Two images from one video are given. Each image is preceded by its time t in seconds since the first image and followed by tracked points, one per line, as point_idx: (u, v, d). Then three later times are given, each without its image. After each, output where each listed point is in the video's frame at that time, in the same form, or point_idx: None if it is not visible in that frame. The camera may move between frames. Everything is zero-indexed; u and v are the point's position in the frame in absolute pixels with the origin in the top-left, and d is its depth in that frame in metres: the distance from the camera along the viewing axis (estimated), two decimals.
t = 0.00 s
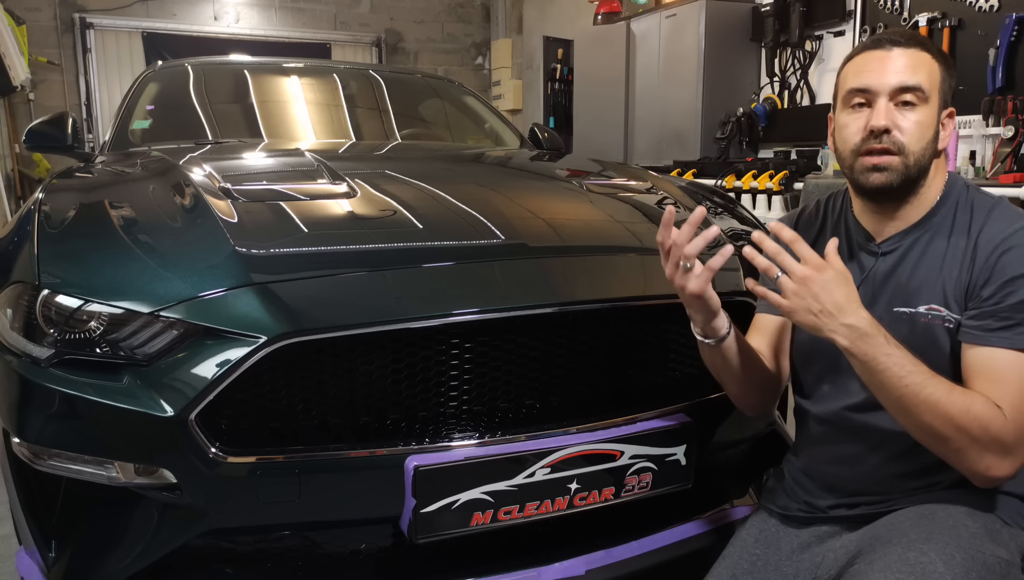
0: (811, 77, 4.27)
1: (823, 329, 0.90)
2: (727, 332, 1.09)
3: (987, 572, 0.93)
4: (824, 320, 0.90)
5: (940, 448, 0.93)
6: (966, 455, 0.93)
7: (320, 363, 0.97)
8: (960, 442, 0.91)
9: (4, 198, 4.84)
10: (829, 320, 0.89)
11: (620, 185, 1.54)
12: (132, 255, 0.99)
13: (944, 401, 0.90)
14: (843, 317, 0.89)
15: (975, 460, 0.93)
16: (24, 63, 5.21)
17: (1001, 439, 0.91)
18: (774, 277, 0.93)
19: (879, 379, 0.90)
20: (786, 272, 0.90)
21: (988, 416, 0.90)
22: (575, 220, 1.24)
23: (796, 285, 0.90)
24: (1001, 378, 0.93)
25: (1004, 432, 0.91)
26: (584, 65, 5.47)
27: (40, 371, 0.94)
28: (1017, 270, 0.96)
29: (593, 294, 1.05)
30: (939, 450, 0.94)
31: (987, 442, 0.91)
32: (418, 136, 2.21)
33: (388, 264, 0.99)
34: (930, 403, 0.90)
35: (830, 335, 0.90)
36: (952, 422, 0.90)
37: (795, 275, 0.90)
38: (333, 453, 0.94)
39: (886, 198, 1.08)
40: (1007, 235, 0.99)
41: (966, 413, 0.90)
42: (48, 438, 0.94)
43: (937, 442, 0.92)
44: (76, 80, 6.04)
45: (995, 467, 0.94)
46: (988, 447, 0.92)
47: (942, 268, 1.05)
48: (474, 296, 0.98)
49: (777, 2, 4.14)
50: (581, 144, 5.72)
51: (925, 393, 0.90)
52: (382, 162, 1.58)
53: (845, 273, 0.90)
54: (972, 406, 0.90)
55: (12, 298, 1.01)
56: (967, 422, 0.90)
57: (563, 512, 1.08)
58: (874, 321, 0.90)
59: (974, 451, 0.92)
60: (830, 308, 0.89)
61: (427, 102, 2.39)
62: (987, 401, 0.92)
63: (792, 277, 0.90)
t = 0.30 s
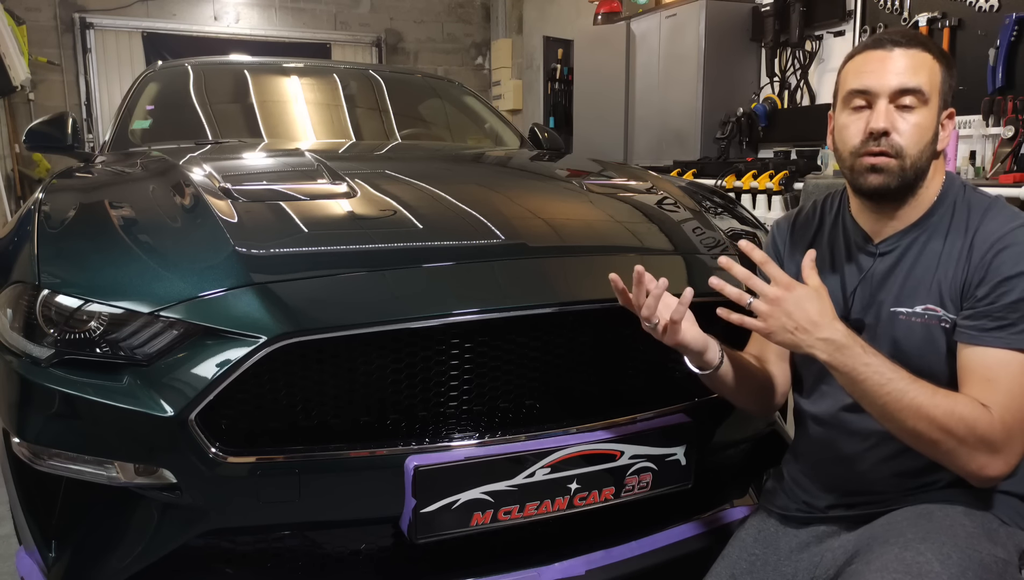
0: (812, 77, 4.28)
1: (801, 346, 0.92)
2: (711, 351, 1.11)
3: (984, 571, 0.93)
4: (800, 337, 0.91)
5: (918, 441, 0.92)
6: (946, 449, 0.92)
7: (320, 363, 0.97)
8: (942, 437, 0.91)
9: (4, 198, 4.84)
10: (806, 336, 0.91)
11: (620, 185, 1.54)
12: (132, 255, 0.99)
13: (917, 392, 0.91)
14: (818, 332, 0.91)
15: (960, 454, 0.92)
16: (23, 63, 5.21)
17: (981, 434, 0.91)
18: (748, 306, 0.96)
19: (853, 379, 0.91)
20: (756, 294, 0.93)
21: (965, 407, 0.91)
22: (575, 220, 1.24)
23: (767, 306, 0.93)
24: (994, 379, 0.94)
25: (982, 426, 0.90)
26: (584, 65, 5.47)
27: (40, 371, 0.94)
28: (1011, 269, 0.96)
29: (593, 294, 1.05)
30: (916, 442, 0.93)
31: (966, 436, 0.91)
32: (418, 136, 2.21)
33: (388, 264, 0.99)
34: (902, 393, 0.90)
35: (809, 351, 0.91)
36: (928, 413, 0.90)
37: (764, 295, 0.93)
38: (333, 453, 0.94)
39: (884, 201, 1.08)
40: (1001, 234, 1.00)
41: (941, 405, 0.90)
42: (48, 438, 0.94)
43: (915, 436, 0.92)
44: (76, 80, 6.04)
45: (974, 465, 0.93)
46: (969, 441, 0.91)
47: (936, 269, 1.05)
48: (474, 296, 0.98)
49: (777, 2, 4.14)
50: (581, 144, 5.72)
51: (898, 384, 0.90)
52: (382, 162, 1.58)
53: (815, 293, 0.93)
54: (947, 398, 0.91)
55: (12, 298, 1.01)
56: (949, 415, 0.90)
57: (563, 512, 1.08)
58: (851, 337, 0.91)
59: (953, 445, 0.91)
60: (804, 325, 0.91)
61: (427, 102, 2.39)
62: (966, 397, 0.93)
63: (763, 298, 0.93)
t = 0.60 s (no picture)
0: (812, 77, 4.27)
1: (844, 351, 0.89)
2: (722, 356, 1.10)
3: (983, 570, 0.93)
4: (845, 343, 0.88)
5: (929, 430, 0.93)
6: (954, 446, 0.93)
7: (320, 363, 0.97)
8: (952, 436, 0.92)
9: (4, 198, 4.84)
10: (851, 344, 0.88)
11: (620, 185, 1.54)
12: (132, 255, 0.99)
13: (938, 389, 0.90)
14: (866, 341, 0.87)
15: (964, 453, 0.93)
16: (23, 63, 5.21)
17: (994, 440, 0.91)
18: (799, 302, 0.89)
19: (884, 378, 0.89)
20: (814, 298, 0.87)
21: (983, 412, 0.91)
22: (575, 220, 1.24)
23: (824, 312, 0.87)
24: (1007, 381, 0.95)
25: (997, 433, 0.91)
26: (584, 65, 5.47)
27: (40, 371, 0.94)
28: (1015, 270, 0.96)
29: (593, 294, 1.05)
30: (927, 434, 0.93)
31: (977, 439, 0.91)
32: (418, 136, 2.21)
33: (388, 264, 0.99)
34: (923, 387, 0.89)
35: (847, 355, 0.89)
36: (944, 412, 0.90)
37: (823, 301, 0.86)
38: (333, 453, 0.94)
39: (877, 204, 1.08)
40: (1000, 235, 1.00)
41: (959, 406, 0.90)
42: (48, 438, 0.94)
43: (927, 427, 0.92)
44: (76, 80, 6.04)
45: (976, 465, 0.95)
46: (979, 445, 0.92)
47: (937, 271, 1.05)
48: (473, 296, 0.98)
49: (777, 2, 4.14)
50: (581, 144, 5.72)
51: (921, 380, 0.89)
52: (382, 162, 1.58)
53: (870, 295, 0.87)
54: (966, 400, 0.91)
55: (12, 298, 1.01)
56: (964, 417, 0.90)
57: (562, 512, 1.08)
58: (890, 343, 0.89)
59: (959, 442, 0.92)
60: (855, 333, 0.87)
61: (427, 102, 2.39)
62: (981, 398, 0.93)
63: (819, 302, 0.87)
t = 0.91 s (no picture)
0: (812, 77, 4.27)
1: (866, 386, 0.89)
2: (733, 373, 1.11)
3: (982, 566, 0.94)
4: (869, 381, 0.88)
5: (933, 442, 0.94)
6: (957, 455, 0.94)
7: (320, 363, 0.97)
8: (958, 447, 0.93)
9: (4, 198, 4.84)
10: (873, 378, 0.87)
11: (620, 185, 1.54)
12: (132, 255, 0.99)
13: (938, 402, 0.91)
14: (886, 373, 0.87)
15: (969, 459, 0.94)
16: (23, 63, 5.21)
17: (996, 446, 0.92)
18: (822, 356, 0.87)
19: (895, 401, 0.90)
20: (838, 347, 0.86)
21: (984, 420, 0.91)
22: (575, 220, 1.24)
23: (850, 361, 0.86)
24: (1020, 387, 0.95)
25: (1000, 438, 0.91)
26: (584, 65, 5.47)
27: (40, 371, 0.94)
28: None
29: (594, 294, 1.05)
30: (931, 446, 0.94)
31: (995, 452, 0.92)
32: (418, 136, 2.21)
33: (388, 264, 0.99)
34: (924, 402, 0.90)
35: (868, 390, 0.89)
36: (944, 423, 0.91)
37: (847, 351, 0.85)
38: (333, 453, 0.94)
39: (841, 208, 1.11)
40: (1009, 239, 0.99)
41: (960, 416, 0.91)
42: (47, 438, 0.94)
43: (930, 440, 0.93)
44: (76, 80, 6.04)
45: (982, 470, 0.96)
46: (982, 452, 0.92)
47: (943, 272, 1.05)
48: (473, 295, 0.98)
49: (777, 2, 4.14)
50: (581, 144, 5.72)
51: (924, 396, 0.90)
52: (382, 162, 1.58)
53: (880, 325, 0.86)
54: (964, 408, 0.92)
55: (12, 298, 1.01)
56: (966, 427, 0.91)
57: (563, 512, 1.08)
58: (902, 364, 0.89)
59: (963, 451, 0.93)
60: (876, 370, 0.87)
61: (427, 102, 2.39)
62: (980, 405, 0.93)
63: (844, 353, 0.86)
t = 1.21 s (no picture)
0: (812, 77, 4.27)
1: (882, 350, 0.86)
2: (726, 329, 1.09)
3: (981, 568, 0.94)
4: (884, 345, 0.85)
5: (938, 422, 0.92)
6: (958, 442, 0.93)
7: (320, 363, 0.97)
8: (969, 434, 0.91)
9: (4, 198, 4.84)
10: (890, 342, 0.85)
11: (620, 185, 1.54)
12: (132, 255, 0.99)
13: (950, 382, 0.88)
14: (904, 339, 0.85)
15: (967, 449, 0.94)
16: (23, 63, 5.21)
17: (997, 437, 0.91)
18: (827, 310, 0.86)
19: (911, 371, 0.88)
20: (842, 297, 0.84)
21: (996, 408, 0.90)
22: (575, 220, 1.24)
23: (858, 314, 0.84)
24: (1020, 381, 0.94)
25: (1001, 430, 0.91)
26: (583, 65, 5.47)
27: (40, 371, 0.94)
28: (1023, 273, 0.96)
29: (594, 294, 1.05)
30: (936, 427, 0.93)
31: (1002, 443, 0.92)
32: (418, 136, 2.21)
33: (388, 264, 0.99)
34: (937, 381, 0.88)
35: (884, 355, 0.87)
36: (952, 406, 0.90)
37: (855, 304, 0.83)
38: (333, 453, 0.94)
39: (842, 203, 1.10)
40: (1007, 237, 0.99)
41: (968, 401, 0.90)
42: (47, 438, 0.94)
43: (937, 421, 0.92)
44: (76, 80, 6.04)
45: (984, 463, 0.96)
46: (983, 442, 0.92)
47: (942, 271, 1.05)
48: (473, 296, 0.98)
49: (777, 2, 4.14)
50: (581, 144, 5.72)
51: (941, 370, 0.88)
52: (382, 162, 1.58)
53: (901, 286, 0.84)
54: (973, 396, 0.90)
55: (12, 298, 1.01)
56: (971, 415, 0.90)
57: (563, 512, 1.08)
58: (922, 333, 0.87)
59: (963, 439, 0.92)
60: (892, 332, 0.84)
61: (427, 102, 2.39)
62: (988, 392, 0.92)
63: (852, 307, 0.84)
